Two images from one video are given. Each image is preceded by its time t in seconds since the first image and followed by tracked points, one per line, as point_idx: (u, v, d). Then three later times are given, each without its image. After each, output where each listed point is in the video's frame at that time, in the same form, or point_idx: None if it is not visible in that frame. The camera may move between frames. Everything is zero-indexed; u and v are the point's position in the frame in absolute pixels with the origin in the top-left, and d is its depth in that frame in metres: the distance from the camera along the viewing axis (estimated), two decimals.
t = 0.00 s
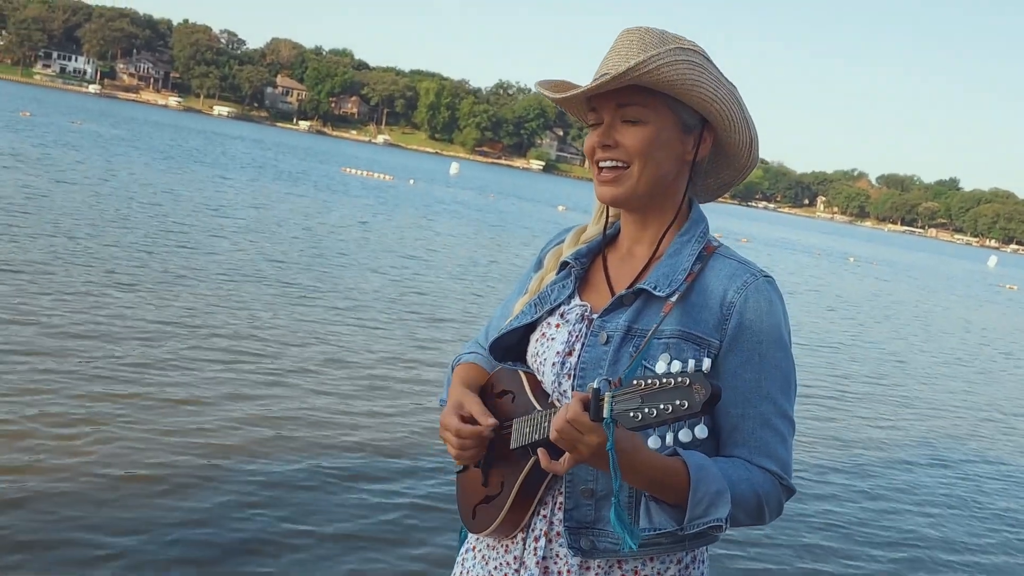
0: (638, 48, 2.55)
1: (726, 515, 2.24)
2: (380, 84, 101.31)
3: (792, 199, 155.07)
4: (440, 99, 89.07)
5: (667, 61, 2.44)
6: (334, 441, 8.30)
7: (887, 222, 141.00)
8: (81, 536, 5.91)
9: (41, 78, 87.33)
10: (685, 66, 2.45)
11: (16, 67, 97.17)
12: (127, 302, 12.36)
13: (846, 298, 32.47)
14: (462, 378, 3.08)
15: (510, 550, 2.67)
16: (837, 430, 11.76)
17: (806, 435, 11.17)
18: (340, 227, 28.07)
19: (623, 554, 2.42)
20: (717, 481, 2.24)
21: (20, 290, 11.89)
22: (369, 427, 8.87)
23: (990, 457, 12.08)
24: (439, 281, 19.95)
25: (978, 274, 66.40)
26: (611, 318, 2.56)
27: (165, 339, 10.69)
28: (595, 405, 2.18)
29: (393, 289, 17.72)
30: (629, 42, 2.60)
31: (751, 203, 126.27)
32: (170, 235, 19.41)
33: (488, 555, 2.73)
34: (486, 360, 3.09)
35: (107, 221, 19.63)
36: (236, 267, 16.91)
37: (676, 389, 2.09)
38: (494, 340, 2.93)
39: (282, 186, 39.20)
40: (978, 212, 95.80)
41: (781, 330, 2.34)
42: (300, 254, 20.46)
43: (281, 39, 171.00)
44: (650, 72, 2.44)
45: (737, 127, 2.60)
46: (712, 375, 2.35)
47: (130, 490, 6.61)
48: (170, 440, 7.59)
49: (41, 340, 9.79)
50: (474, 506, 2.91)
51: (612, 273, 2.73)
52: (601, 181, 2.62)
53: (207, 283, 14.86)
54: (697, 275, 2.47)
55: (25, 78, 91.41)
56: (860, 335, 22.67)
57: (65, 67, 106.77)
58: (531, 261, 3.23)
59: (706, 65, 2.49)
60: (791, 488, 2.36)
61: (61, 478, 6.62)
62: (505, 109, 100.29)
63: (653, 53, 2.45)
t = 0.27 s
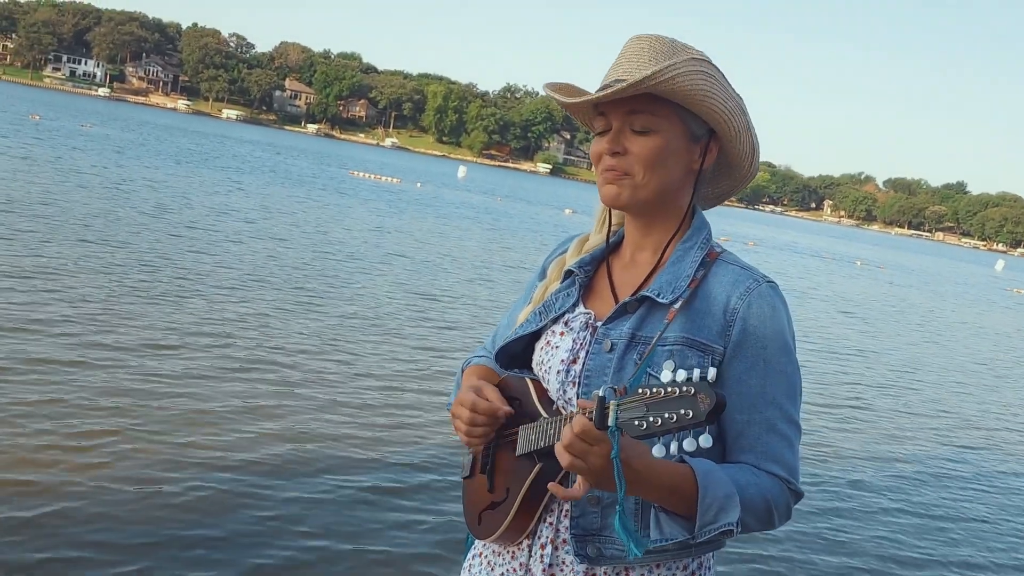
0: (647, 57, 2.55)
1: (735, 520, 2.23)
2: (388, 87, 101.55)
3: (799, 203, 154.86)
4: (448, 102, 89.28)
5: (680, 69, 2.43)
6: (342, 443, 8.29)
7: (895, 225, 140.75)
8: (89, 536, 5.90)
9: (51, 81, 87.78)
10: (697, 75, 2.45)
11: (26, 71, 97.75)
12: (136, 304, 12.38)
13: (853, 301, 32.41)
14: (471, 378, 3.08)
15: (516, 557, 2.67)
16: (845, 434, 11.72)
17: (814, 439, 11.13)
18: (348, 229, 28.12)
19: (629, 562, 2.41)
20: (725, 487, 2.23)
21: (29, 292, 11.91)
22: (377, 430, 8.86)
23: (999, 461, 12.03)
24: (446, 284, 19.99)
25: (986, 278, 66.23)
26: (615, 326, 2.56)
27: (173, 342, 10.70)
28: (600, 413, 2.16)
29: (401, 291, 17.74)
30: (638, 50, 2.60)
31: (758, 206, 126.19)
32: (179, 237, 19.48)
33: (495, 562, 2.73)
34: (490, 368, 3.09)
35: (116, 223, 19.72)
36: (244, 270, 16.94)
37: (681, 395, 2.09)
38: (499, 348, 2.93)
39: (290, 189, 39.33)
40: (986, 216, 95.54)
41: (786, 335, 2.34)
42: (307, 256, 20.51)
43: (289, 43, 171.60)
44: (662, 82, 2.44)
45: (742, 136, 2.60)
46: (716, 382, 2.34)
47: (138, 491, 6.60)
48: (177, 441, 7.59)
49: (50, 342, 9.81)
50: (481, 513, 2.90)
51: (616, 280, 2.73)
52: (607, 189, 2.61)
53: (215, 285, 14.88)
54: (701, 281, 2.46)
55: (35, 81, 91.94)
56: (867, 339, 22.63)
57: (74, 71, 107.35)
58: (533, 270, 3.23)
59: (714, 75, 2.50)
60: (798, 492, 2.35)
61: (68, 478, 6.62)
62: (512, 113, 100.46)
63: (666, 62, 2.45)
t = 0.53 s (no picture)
0: (664, 64, 2.55)
1: (739, 529, 2.23)
2: (394, 90, 101.70)
3: (804, 206, 154.73)
4: (453, 105, 89.30)
5: (698, 77, 2.43)
6: (347, 446, 8.27)
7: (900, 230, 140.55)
8: (94, 536, 5.88)
9: (57, 82, 87.99)
10: (711, 84, 2.45)
11: (33, 73, 98.05)
12: (142, 307, 12.38)
13: (859, 305, 32.35)
14: (473, 399, 3.08)
15: (521, 566, 2.66)
16: (851, 439, 11.68)
17: (820, 443, 11.09)
18: (353, 232, 28.13)
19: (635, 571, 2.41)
20: (729, 495, 2.23)
21: (35, 294, 11.90)
22: (382, 432, 8.84)
23: (1006, 465, 11.99)
24: (450, 286, 20.00)
25: (991, 282, 66.12)
26: (621, 334, 2.55)
27: (179, 344, 10.69)
28: (604, 421, 2.16)
29: (406, 294, 17.72)
30: (651, 57, 2.60)
31: (763, 209, 126.09)
32: (184, 239, 19.51)
33: (500, 570, 2.73)
34: (497, 377, 3.09)
35: (121, 224, 19.75)
36: (250, 272, 16.94)
37: (684, 402, 2.08)
38: (505, 357, 2.93)
39: (295, 192, 39.39)
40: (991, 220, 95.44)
41: (791, 345, 2.33)
42: (312, 258, 20.53)
43: (295, 45, 171.98)
44: (681, 90, 2.43)
45: (751, 146, 2.61)
46: (721, 391, 2.33)
47: (144, 491, 6.59)
48: (182, 443, 7.57)
49: (55, 344, 9.80)
50: (487, 522, 2.90)
51: (622, 290, 2.72)
52: (619, 195, 2.60)
53: (221, 287, 14.87)
54: (706, 290, 2.46)
55: (42, 83, 92.22)
56: (873, 343, 22.57)
57: (80, 73, 107.64)
58: (538, 279, 3.22)
59: (729, 84, 2.50)
60: (800, 502, 2.34)
61: (74, 478, 6.60)
62: (517, 116, 100.54)
63: (689, 71, 2.44)
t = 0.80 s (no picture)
0: (654, 72, 2.57)
1: (741, 538, 2.24)
2: (396, 91, 101.80)
3: (807, 208, 154.82)
4: (456, 106, 89.26)
5: (682, 85, 2.45)
6: (350, 450, 8.27)
7: (903, 231, 140.41)
8: (97, 541, 5.89)
9: (61, 84, 88.30)
10: (695, 91, 2.46)
11: (35, 73, 98.12)
12: (145, 309, 12.37)
13: (861, 307, 32.31)
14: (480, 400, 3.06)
15: (524, 571, 2.68)
16: (854, 442, 11.67)
17: (823, 446, 11.08)
18: (356, 233, 28.12)
19: None
20: (730, 505, 2.24)
21: (38, 297, 11.91)
22: (385, 436, 8.84)
23: (1009, 469, 11.97)
24: (453, 287, 20.04)
25: (994, 284, 66.04)
26: (626, 341, 2.57)
27: (182, 347, 10.69)
28: (607, 428, 2.17)
29: (408, 296, 17.72)
30: (646, 65, 2.62)
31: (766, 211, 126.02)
32: (187, 240, 19.56)
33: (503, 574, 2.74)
34: (502, 379, 3.09)
35: (125, 226, 19.81)
36: (252, 274, 16.94)
37: (687, 412, 2.10)
38: (511, 360, 2.94)
39: (298, 193, 39.46)
40: (995, 222, 95.36)
41: (796, 356, 2.34)
42: (315, 259, 20.59)
43: (297, 46, 172.00)
44: (664, 98, 2.46)
45: (753, 150, 2.60)
46: (725, 401, 2.35)
47: (148, 495, 6.60)
48: (185, 446, 7.59)
49: (59, 347, 9.81)
50: (489, 526, 2.92)
51: (627, 296, 2.74)
52: (616, 205, 2.63)
53: (224, 289, 14.87)
54: (712, 299, 2.47)
55: (45, 83, 92.30)
56: (875, 346, 22.54)
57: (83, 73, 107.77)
58: (548, 282, 3.24)
59: (720, 90, 2.50)
60: (802, 513, 2.36)
61: (77, 483, 6.61)
62: (520, 117, 100.60)
63: (667, 79, 2.47)
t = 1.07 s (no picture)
0: (653, 79, 2.58)
1: (742, 545, 2.25)
2: (396, 91, 101.84)
3: (807, 208, 154.87)
4: (456, 106, 89.29)
5: (678, 93, 2.46)
6: (350, 450, 8.27)
7: (902, 232, 140.49)
8: (99, 540, 5.89)
9: (61, 84, 88.42)
10: (690, 98, 2.47)
11: (36, 72, 98.12)
12: (145, 308, 12.38)
13: (860, 307, 32.34)
14: (482, 401, 3.07)
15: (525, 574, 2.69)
16: (854, 443, 11.67)
17: (822, 447, 11.10)
18: (356, 233, 28.13)
19: None
20: (732, 511, 2.25)
21: (38, 296, 11.90)
22: (385, 436, 8.85)
23: (1008, 470, 11.99)
24: (452, 287, 20.08)
25: (993, 284, 66.12)
26: (629, 346, 2.58)
27: (182, 346, 10.69)
28: (611, 432, 2.17)
29: (408, 295, 17.73)
30: (645, 71, 2.63)
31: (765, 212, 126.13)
32: (187, 239, 19.60)
33: None
34: (506, 381, 3.09)
35: (124, 225, 19.84)
36: (252, 273, 16.95)
37: (692, 418, 2.11)
38: (515, 363, 2.95)
39: (298, 193, 39.51)
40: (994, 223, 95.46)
41: (799, 362, 2.35)
42: (314, 259, 20.62)
43: (296, 46, 172.01)
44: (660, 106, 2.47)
45: (754, 155, 2.60)
46: (728, 408, 2.36)
47: (150, 496, 6.60)
48: (185, 445, 7.62)
49: (59, 346, 9.81)
50: (490, 528, 2.93)
51: (631, 300, 2.75)
52: (617, 211, 2.64)
53: (225, 289, 14.87)
54: (716, 304, 2.48)
55: (45, 82, 92.28)
56: (874, 346, 22.58)
57: (83, 72, 107.82)
58: (554, 284, 3.24)
59: (717, 96, 2.50)
60: (804, 519, 2.37)
61: (79, 483, 6.61)
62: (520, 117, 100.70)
63: (662, 87, 2.48)
